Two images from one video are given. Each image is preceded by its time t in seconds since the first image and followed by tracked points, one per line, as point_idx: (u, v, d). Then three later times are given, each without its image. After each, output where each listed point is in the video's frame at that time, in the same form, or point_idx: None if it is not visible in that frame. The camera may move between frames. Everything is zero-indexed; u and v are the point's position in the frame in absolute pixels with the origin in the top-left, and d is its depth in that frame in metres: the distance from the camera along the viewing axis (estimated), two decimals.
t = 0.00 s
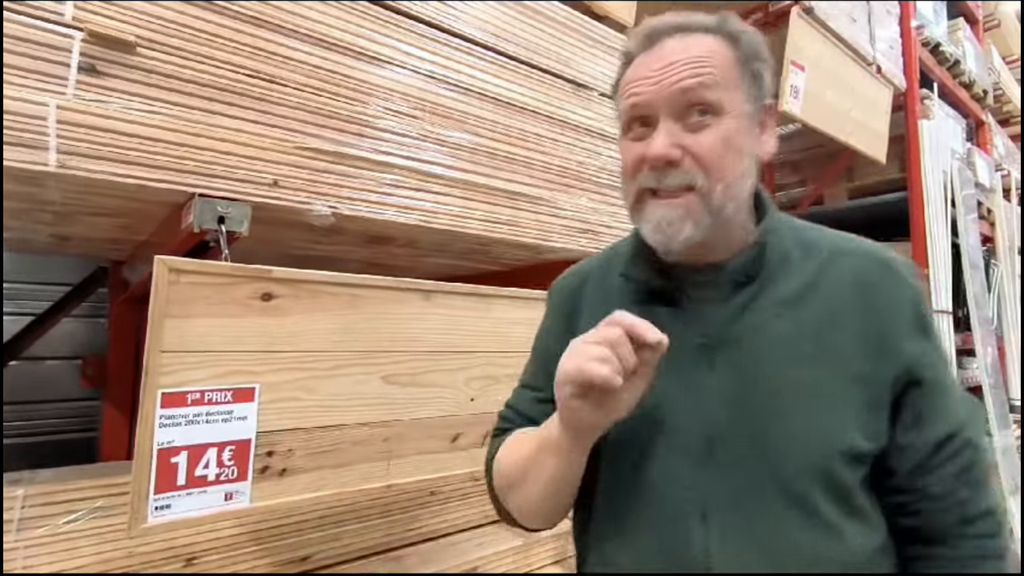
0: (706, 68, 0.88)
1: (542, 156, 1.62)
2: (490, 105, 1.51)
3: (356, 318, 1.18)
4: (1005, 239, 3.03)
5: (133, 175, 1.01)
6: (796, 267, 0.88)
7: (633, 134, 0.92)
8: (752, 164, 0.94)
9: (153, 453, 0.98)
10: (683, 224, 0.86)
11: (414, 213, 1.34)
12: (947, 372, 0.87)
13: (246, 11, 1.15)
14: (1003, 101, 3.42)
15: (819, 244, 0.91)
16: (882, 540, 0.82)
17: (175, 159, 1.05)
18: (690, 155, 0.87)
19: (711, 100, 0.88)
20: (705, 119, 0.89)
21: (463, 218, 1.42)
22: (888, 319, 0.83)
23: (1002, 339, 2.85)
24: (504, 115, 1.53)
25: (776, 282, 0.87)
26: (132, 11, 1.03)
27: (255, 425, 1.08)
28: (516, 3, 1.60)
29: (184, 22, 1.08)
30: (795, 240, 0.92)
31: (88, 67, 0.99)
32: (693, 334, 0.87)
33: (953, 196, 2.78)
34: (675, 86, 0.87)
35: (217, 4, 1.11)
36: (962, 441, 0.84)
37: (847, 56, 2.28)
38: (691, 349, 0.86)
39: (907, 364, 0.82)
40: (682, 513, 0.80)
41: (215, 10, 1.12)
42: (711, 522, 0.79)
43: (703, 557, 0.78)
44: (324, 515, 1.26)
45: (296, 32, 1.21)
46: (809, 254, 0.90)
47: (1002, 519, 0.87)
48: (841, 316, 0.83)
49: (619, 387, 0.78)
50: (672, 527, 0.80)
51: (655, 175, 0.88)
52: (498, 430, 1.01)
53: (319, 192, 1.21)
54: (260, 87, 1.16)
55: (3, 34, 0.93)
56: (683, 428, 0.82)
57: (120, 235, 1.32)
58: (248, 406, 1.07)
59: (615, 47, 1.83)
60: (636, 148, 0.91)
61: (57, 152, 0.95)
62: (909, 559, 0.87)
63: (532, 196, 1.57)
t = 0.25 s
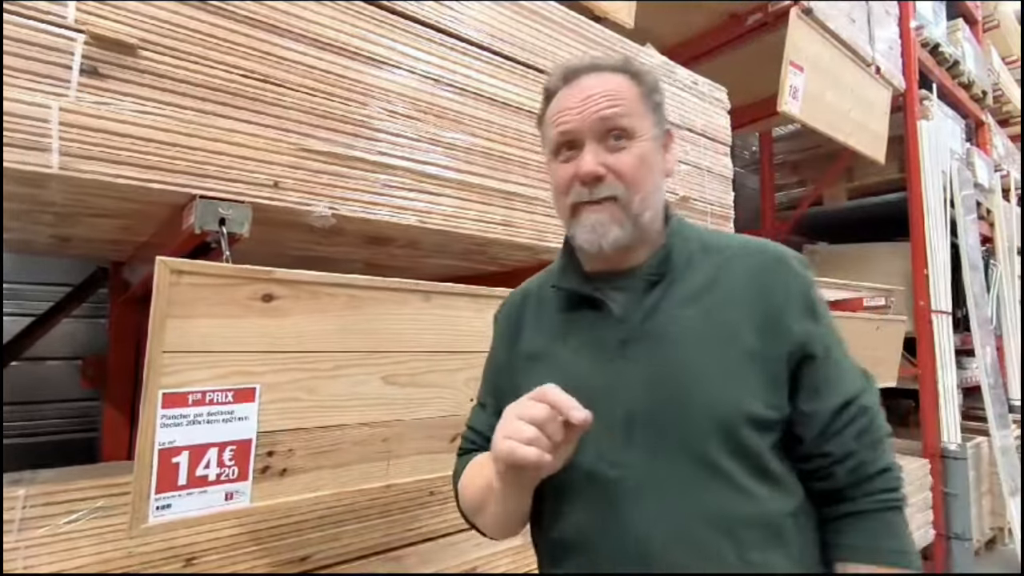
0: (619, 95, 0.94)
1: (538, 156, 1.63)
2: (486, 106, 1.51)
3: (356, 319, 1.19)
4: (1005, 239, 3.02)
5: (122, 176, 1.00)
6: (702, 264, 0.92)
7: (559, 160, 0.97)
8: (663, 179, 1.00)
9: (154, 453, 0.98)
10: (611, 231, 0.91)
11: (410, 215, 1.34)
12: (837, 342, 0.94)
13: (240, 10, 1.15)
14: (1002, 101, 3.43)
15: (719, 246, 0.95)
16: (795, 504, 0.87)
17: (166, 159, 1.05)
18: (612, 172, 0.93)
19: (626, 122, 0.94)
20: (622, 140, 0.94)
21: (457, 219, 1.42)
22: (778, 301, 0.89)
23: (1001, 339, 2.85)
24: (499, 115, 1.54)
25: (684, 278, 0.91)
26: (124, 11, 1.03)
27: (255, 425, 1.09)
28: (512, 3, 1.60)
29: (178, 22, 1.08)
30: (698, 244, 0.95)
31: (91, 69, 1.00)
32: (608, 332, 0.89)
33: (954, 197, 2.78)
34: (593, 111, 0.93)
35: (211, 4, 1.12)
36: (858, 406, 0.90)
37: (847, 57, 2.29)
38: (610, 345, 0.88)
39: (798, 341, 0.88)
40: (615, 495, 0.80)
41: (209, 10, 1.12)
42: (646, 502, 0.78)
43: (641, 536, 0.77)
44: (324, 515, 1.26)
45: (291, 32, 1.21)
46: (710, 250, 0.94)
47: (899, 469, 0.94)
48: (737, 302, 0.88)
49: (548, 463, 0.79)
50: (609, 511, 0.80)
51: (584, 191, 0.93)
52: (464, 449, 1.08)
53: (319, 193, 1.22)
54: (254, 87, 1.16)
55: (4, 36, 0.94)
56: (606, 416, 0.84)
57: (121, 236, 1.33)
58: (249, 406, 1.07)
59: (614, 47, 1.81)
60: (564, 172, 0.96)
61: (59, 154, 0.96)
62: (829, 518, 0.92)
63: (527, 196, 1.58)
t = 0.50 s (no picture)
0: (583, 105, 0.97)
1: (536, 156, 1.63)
2: (484, 106, 1.52)
3: (356, 319, 1.19)
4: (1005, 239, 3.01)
5: (121, 176, 1.00)
6: (657, 264, 0.94)
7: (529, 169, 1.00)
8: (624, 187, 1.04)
9: (155, 454, 0.98)
10: (578, 234, 0.94)
11: (406, 215, 1.34)
12: (786, 334, 0.96)
13: (247, 15, 1.16)
14: (1002, 101, 3.43)
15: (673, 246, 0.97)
16: (750, 489, 0.87)
17: (162, 159, 1.05)
18: (578, 180, 0.96)
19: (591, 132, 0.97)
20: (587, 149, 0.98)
21: (453, 219, 1.42)
22: (725, 294, 0.91)
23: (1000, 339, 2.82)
24: (497, 115, 1.54)
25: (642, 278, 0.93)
26: (120, 11, 1.02)
27: (256, 425, 1.09)
28: (518, 7, 1.61)
29: (182, 25, 1.09)
30: (656, 245, 0.98)
31: (91, 70, 1.00)
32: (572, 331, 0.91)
33: (953, 197, 2.78)
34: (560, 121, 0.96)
35: (208, 4, 1.12)
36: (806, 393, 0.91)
37: (847, 56, 2.29)
38: (576, 343, 0.89)
39: (745, 332, 0.89)
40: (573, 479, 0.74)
41: (207, 10, 1.12)
42: (602, 483, 0.71)
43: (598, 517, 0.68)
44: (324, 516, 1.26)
45: (297, 35, 1.23)
46: (667, 251, 0.97)
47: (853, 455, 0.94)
48: (687, 296, 0.90)
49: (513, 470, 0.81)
50: (567, 497, 0.75)
51: (552, 197, 0.96)
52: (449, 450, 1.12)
53: (319, 193, 1.22)
54: (250, 87, 1.16)
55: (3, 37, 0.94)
56: (568, 408, 0.82)
57: (120, 237, 1.33)
58: (249, 406, 1.07)
59: (613, 48, 1.82)
60: (534, 180, 0.99)
61: (59, 155, 0.96)
62: (785, 504, 0.92)
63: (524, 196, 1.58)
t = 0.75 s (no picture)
0: (569, 116, 1.00)
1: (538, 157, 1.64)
2: (484, 106, 1.52)
3: (356, 319, 1.19)
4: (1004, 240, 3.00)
5: (123, 176, 1.01)
6: (640, 265, 0.94)
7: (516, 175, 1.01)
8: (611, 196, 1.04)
9: (155, 454, 0.98)
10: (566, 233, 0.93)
11: (407, 214, 1.35)
12: (766, 330, 0.96)
13: (247, 15, 1.16)
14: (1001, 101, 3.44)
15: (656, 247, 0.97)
16: (732, 482, 0.87)
17: (160, 159, 1.05)
18: (564, 182, 0.97)
19: (577, 139, 0.99)
20: (573, 156, 0.99)
21: (452, 220, 1.43)
22: (705, 293, 0.90)
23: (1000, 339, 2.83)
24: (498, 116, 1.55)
25: (625, 278, 0.93)
26: (120, 11, 1.02)
27: (256, 425, 1.09)
28: (518, 7, 1.61)
29: (180, 24, 1.09)
30: (640, 246, 0.98)
31: (90, 70, 1.00)
32: (558, 330, 0.91)
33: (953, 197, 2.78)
34: (546, 128, 0.98)
35: (207, 4, 1.12)
36: (784, 389, 0.91)
37: (847, 57, 2.29)
38: (560, 342, 0.89)
39: (725, 329, 0.89)
40: (560, 475, 0.80)
41: (207, 10, 1.12)
42: (587, 475, 0.78)
43: (584, 508, 0.76)
44: (326, 516, 1.27)
45: (297, 36, 1.23)
46: (649, 250, 0.97)
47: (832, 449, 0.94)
48: (669, 295, 0.90)
49: (500, 466, 0.81)
50: (555, 491, 0.81)
51: (539, 199, 0.97)
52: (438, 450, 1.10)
53: (319, 194, 1.22)
54: (249, 87, 1.16)
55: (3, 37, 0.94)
56: (553, 406, 0.85)
57: (121, 237, 1.33)
58: (249, 406, 1.08)
59: (613, 48, 1.82)
60: (521, 185, 1.00)
61: (58, 155, 0.96)
62: (767, 498, 0.92)
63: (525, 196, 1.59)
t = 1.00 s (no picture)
0: (568, 115, 1.01)
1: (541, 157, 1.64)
2: (488, 106, 1.52)
3: (357, 318, 1.19)
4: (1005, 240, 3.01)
5: (130, 175, 1.01)
6: (638, 265, 0.96)
7: (515, 174, 1.03)
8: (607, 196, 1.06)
9: (155, 453, 0.98)
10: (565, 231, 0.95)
11: (412, 214, 1.34)
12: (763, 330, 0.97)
13: (250, 14, 1.16)
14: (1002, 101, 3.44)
15: (653, 247, 0.99)
16: (732, 480, 0.86)
17: (169, 159, 1.05)
18: (563, 180, 0.99)
19: (575, 138, 1.01)
20: (571, 155, 1.01)
21: (459, 219, 1.43)
22: (704, 291, 0.92)
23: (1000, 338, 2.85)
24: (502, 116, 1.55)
25: (624, 277, 0.94)
26: (126, 11, 1.03)
27: (256, 425, 1.09)
28: (520, 7, 1.61)
29: (185, 24, 1.09)
30: (637, 247, 0.99)
31: (91, 69, 1.00)
32: (557, 328, 0.92)
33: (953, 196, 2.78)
34: (545, 126, 0.99)
35: (212, 3, 1.12)
36: (782, 387, 0.92)
37: (848, 56, 2.29)
38: (559, 340, 0.90)
39: (723, 327, 0.90)
40: (558, 472, 0.78)
41: (212, 10, 1.12)
42: (586, 473, 0.75)
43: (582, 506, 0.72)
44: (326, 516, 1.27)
45: (302, 36, 1.22)
46: (647, 251, 0.98)
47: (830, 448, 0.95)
48: (667, 294, 0.91)
49: (498, 463, 0.81)
50: (552, 490, 0.79)
51: (538, 197, 0.98)
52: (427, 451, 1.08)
53: (322, 193, 1.21)
54: (255, 87, 1.16)
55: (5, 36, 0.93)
56: (552, 403, 0.84)
57: (122, 237, 1.33)
58: (250, 405, 1.07)
59: (614, 48, 1.81)
60: (520, 183, 1.01)
61: (60, 154, 0.95)
62: (766, 496, 0.92)
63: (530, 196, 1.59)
